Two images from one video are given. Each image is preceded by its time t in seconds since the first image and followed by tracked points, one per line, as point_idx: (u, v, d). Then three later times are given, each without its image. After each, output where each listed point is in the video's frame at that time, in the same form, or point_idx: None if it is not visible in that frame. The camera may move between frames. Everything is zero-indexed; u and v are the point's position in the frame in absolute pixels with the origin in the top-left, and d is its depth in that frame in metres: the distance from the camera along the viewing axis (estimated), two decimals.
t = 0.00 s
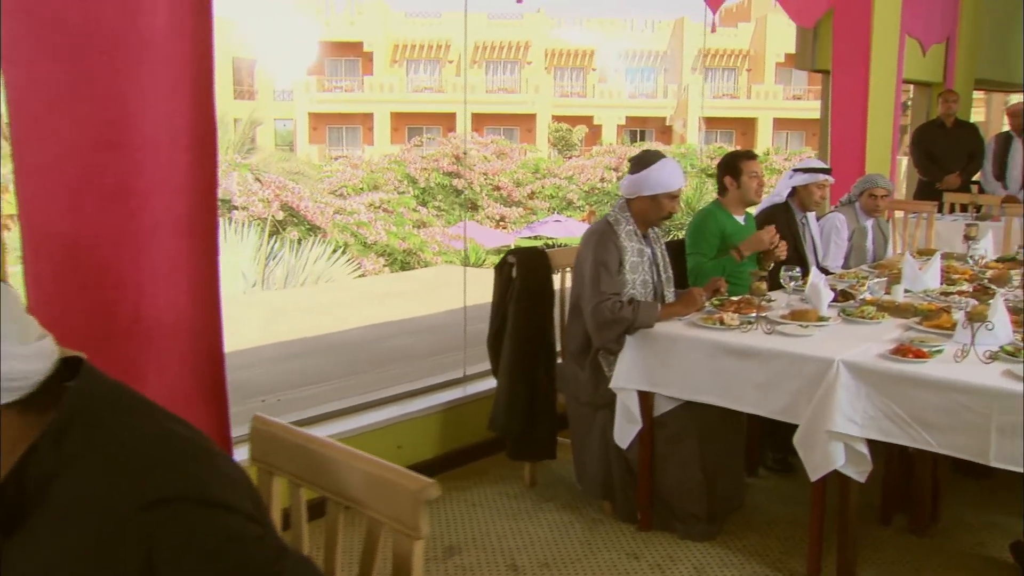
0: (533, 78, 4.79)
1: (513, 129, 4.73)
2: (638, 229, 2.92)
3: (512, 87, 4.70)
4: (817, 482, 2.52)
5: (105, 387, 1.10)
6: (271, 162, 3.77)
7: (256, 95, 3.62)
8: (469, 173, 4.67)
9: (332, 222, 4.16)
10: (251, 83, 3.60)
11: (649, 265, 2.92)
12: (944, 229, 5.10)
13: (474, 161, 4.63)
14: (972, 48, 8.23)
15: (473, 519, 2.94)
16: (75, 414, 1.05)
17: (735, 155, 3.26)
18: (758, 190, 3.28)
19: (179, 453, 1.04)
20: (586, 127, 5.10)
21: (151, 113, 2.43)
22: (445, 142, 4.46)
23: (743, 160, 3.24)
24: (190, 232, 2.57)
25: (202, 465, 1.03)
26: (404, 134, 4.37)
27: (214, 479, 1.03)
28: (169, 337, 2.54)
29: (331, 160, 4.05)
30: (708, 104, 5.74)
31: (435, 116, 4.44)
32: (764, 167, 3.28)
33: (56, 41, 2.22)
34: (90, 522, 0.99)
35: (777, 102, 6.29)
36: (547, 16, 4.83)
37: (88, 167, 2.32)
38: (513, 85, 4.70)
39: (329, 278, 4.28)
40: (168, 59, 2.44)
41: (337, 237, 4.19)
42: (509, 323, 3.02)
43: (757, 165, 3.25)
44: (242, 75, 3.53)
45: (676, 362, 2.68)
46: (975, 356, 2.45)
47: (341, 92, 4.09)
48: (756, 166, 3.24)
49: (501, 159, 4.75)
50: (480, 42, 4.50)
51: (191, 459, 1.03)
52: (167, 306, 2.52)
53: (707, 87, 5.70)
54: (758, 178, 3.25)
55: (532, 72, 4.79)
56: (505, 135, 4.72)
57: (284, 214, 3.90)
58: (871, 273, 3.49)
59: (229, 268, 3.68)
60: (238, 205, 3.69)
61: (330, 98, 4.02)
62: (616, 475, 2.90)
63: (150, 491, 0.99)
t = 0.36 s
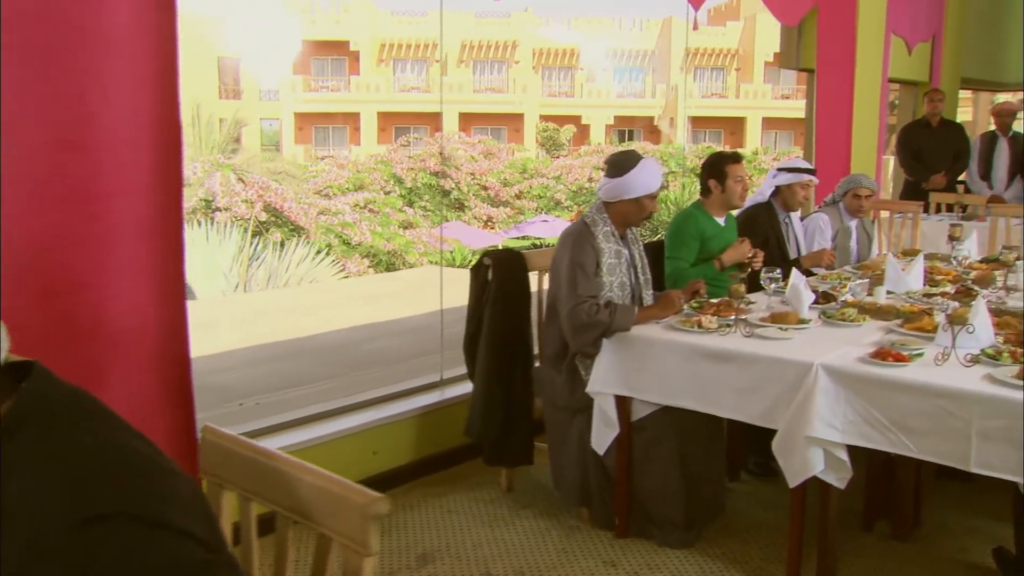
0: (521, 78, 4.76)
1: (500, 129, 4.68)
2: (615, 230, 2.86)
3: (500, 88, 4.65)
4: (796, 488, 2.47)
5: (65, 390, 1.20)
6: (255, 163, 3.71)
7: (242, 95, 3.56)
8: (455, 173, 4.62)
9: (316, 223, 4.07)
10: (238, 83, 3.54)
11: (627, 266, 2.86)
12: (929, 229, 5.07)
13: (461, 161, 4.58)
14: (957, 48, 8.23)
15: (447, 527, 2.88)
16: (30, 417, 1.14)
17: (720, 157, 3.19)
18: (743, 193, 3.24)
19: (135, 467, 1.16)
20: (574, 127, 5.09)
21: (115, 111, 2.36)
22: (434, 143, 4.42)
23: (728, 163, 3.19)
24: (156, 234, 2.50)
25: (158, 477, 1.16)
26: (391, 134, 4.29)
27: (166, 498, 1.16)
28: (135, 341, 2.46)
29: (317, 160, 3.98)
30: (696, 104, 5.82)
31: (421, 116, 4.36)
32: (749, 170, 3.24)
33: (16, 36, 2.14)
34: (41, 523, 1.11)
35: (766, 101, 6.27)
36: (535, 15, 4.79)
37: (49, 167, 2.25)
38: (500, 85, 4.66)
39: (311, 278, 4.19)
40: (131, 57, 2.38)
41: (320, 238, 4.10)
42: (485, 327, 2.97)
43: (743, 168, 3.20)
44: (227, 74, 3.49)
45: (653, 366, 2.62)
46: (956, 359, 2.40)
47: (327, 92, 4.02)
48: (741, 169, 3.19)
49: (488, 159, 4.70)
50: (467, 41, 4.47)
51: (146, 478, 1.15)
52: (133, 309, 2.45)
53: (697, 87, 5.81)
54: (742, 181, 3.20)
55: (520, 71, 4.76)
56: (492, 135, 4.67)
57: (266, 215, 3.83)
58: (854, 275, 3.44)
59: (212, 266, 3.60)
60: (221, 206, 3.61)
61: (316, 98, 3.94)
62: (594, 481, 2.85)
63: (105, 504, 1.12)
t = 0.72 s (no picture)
0: (509, 78, 4.77)
1: (490, 128, 4.70)
2: (593, 231, 2.81)
3: (488, 87, 4.67)
4: (776, 495, 2.42)
5: None
6: (240, 163, 3.63)
7: (228, 95, 3.53)
8: (443, 173, 4.60)
9: (301, 224, 3.95)
10: (223, 83, 3.51)
11: (605, 268, 2.81)
12: (916, 229, 5.04)
13: (447, 161, 4.55)
14: (945, 47, 8.23)
15: (423, 535, 2.82)
16: None
17: (705, 159, 3.12)
18: (728, 195, 3.19)
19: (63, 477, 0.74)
20: (563, 126, 5.15)
21: (75, 108, 2.29)
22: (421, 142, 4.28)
23: (713, 164, 3.12)
24: (120, 236, 2.42)
25: (103, 474, 0.79)
26: (378, 134, 4.23)
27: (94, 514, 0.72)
28: (97, 347, 2.39)
29: (303, 161, 3.91)
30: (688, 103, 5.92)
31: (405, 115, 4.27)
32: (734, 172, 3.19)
33: None
34: None
35: (756, 100, 6.17)
36: (520, 13, 4.80)
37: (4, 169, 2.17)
38: (488, 84, 4.68)
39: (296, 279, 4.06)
40: (94, 56, 2.31)
41: (305, 238, 3.97)
42: (461, 330, 2.91)
43: (728, 169, 3.15)
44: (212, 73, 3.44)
45: (630, 370, 2.57)
46: (938, 363, 2.36)
47: (315, 90, 3.97)
48: (725, 171, 3.14)
49: (477, 159, 4.68)
50: (454, 40, 4.50)
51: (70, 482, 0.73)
52: (95, 313, 2.39)
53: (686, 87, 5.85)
54: (727, 183, 3.16)
55: (508, 71, 4.77)
56: (480, 134, 4.66)
57: (251, 216, 3.73)
58: (838, 276, 3.40)
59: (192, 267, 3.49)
60: (204, 206, 3.52)
61: (304, 96, 3.90)
62: (572, 488, 2.79)
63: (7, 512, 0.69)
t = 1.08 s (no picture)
0: (500, 78, 5.27)
1: (480, 129, 5.20)
2: (572, 233, 2.75)
3: (477, 87, 5.16)
4: (756, 503, 2.37)
5: None
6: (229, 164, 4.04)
7: (215, 95, 3.82)
8: (431, 174, 5.09)
9: (286, 225, 4.44)
10: (212, 82, 3.79)
11: (583, 271, 2.75)
12: (903, 229, 5.01)
13: (436, 163, 5.04)
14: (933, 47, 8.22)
15: (398, 544, 2.76)
16: None
17: (689, 157, 3.08)
18: (710, 195, 3.12)
19: None
20: (552, 127, 5.66)
21: (36, 106, 2.20)
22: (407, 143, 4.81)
23: (696, 163, 3.07)
24: (84, 238, 2.34)
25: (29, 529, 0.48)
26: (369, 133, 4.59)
27: None
28: (60, 353, 2.32)
29: (290, 161, 4.34)
30: (678, 103, 6.27)
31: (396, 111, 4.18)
32: (717, 172, 3.14)
33: None
34: None
35: (745, 100, 6.58)
36: (511, 12, 5.31)
37: None
38: (478, 84, 5.17)
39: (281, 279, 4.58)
40: (56, 53, 2.22)
41: (291, 239, 4.47)
42: (438, 334, 2.85)
43: (712, 170, 3.11)
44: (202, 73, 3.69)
45: (609, 375, 2.52)
46: (921, 368, 2.31)
47: (303, 89, 4.37)
48: (709, 172, 3.08)
49: (466, 159, 5.19)
50: (444, 39, 4.95)
51: None
52: (57, 319, 2.31)
53: (676, 87, 6.19)
54: (710, 183, 3.10)
55: (499, 72, 5.27)
56: (471, 135, 5.17)
57: (234, 217, 4.18)
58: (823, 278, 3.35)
59: (177, 265, 3.87)
60: (187, 207, 3.94)
61: (292, 96, 4.31)
62: (550, 495, 2.74)
63: None
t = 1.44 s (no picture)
0: (488, 78, 4.94)
1: (468, 128, 4.81)
2: (550, 234, 2.69)
3: (467, 86, 4.84)
4: (736, 512, 2.32)
5: None
6: (213, 165, 3.99)
7: (202, 94, 3.80)
8: (420, 174, 4.72)
9: (270, 226, 4.34)
10: (198, 82, 3.78)
11: (561, 273, 2.69)
12: (891, 230, 4.96)
13: (424, 162, 4.67)
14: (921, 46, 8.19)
15: (373, 553, 2.69)
16: None
17: (667, 156, 3.01)
18: (689, 194, 3.05)
19: None
20: (541, 127, 5.15)
21: None
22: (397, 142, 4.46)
23: (674, 161, 3.01)
24: (45, 240, 2.19)
25: None
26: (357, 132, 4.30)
27: None
28: (23, 362, 2.16)
29: (278, 161, 4.22)
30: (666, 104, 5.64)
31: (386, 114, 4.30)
32: (696, 169, 3.06)
33: None
34: None
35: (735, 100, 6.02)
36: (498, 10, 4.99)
37: None
38: (468, 83, 4.85)
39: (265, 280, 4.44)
40: (16, 42, 2.07)
41: (275, 240, 4.36)
42: (413, 338, 2.79)
43: (691, 167, 3.04)
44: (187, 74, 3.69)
45: (586, 380, 2.46)
46: (903, 372, 2.27)
47: (291, 90, 4.25)
48: (687, 169, 3.01)
49: (454, 159, 4.82)
50: (432, 38, 4.70)
51: None
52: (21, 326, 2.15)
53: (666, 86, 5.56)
54: (688, 181, 3.03)
55: (487, 71, 4.94)
56: (458, 134, 4.80)
57: (218, 218, 4.10)
58: (807, 280, 3.31)
59: (160, 266, 3.83)
60: (170, 208, 3.89)
61: (279, 96, 4.17)
62: (527, 503, 2.68)
63: None
